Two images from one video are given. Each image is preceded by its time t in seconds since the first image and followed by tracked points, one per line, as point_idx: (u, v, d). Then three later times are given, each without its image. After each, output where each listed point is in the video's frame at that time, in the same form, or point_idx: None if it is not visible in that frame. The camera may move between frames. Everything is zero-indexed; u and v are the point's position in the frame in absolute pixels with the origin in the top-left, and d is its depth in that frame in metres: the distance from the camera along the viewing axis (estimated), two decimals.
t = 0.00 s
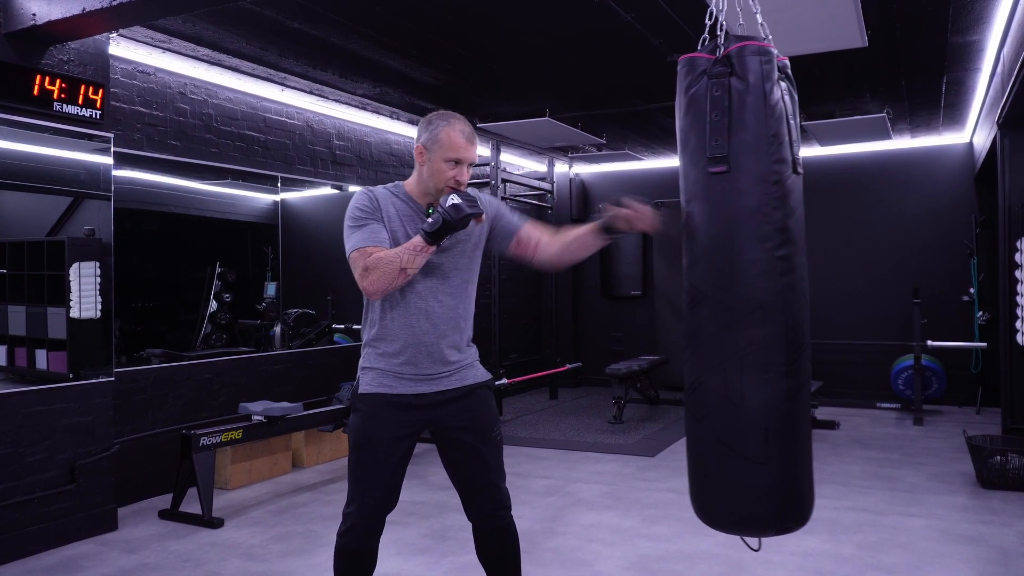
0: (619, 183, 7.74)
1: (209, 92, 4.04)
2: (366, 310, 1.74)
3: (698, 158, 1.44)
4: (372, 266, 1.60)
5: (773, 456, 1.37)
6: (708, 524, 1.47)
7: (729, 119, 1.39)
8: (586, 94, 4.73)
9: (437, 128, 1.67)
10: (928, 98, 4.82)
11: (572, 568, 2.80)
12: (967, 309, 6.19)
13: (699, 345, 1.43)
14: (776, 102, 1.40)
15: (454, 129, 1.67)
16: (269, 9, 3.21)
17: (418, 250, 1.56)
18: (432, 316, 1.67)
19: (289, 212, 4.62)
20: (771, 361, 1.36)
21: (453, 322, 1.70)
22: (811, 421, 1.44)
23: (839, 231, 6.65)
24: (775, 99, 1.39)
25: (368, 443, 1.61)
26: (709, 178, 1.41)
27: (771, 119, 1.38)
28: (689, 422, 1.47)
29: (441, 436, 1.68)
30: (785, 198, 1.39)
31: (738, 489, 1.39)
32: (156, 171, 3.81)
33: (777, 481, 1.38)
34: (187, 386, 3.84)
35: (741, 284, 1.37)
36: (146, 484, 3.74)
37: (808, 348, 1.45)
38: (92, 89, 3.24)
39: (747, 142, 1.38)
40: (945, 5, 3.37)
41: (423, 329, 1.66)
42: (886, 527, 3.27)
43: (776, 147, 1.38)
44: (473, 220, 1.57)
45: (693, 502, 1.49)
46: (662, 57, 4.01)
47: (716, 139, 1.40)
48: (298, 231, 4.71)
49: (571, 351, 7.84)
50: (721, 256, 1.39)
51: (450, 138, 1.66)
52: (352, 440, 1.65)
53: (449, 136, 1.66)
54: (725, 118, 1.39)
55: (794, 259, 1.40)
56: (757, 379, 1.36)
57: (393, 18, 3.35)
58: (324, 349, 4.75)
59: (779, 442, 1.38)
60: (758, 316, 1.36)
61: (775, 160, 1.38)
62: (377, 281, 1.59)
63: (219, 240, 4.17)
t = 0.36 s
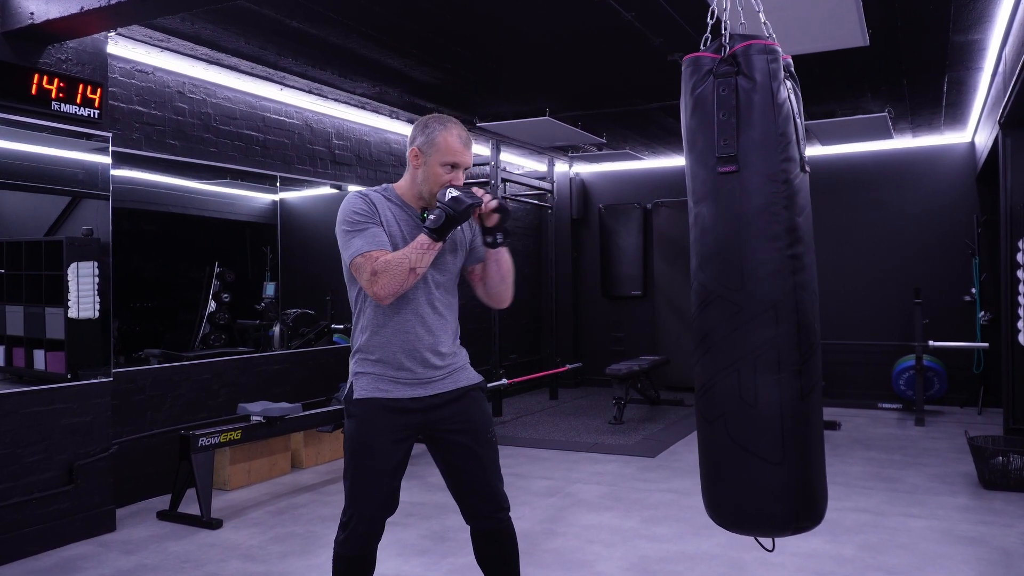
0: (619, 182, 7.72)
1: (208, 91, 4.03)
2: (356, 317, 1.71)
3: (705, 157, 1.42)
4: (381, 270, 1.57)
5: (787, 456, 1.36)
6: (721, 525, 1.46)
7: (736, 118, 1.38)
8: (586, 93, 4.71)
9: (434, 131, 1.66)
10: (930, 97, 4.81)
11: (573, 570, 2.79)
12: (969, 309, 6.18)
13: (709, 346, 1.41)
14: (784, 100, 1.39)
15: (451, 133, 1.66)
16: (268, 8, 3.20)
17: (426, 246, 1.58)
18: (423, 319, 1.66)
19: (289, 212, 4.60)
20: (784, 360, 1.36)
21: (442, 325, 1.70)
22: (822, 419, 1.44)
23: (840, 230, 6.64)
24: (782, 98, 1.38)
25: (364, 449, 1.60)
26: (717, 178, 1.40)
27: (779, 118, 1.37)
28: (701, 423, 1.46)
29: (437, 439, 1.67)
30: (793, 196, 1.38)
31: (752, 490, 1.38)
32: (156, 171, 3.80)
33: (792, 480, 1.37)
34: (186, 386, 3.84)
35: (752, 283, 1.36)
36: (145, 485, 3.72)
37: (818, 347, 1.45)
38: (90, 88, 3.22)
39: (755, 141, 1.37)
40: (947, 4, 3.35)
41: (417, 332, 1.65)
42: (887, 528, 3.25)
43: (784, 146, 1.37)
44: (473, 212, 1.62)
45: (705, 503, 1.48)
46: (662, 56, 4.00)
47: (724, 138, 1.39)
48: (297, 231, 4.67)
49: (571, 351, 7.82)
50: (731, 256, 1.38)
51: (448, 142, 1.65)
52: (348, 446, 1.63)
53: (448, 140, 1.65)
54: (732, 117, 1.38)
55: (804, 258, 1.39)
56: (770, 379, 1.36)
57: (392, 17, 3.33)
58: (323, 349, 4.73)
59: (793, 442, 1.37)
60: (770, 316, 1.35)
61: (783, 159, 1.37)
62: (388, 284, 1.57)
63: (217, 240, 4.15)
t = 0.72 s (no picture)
0: (619, 182, 7.71)
1: (206, 90, 4.01)
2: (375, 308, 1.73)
3: (701, 157, 1.41)
4: (373, 260, 1.58)
5: (775, 456, 1.35)
6: (707, 525, 1.45)
7: (733, 119, 1.36)
8: (586, 92, 4.70)
9: (442, 126, 1.65)
10: (931, 96, 4.79)
11: (573, 571, 2.77)
12: (970, 309, 6.16)
13: (700, 345, 1.40)
14: (781, 103, 1.38)
15: (459, 127, 1.64)
16: (267, 7, 3.18)
17: (417, 242, 1.53)
18: (435, 314, 1.64)
19: (289, 212, 4.60)
20: (774, 361, 1.34)
21: (459, 321, 1.67)
22: (810, 421, 1.43)
23: (840, 230, 6.63)
24: (780, 100, 1.37)
25: (368, 443, 1.59)
26: (713, 179, 1.38)
27: (775, 120, 1.36)
28: (689, 422, 1.45)
29: (445, 437, 1.65)
30: (787, 199, 1.37)
31: (737, 490, 1.37)
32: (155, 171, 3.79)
33: (778, 481, 1.36)
34: (184, 386, 3.82)
35: (744, 284, 1.34)
36: (144, 486, 3.71)
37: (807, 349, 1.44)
38: (88, 87, 3.21)
39: (752, 142, 1.35)
40: (948, 3, 3.34)
41: (427, 327, 1.63)
42: (888, 529, 3.24)
43: (779, 148, 1.36)
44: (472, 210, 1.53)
45: (692, 503, 1.46)
46: (663, 55, 3.98)
47: (721, 139, 1.37)
48: (297, 231, 4.67)
49: (572, 351, 7.81)
50: (724, 256, 1.36)
51: (454, 136, 1.63)
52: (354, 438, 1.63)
53: (454, 134, 1.63)
54: (730, 118, 1.36)
55: (798, 261, 1.38)
56: (760, 379, 1.34)
57: (392, 16, 3.32)
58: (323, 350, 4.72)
59: (781, 442, 1.36)
60: (761, 317, 1.34)
61: (778, 161, 1.36)
62: (377, 274, 1.57)
63: (215, 240, 4.14)
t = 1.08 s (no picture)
0: (619, 181, 7.70)
1: (206, 89, 4.00)
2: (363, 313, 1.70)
3: (710, 158, 1.39)
4: (362, 269, 1.56)
5: (788, 456, 1.35)
6: (718, 526, 1.43)
7: (743, 119, 1.35)
8: (587, 92, 4.69)
9: (426, 129, 1.63)
10: (934, 95, 4.78)
11: (573, 572, 2.76)
12: (971, 309, 6.15)
13: (709, 347, 1.38)
14: (789, 102, 1.37)
15: (443, 130, 1.62)
16: (266, 6, 3.17)
17: (407, 251, 1.52)
18: (425, 316, 1.63)
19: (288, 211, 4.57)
20: (786, 361, 1.34)
21: (450, 322, 1.66)
22: (818, 420, 1.43)
23: (841, 230, 6.62)
24: (788, 100, 1.36)
25: (362, 446, 1.58)
26: (723, 179, 1.37)
27: (785, 120, 1.35)
28: (698, 424, 1.43)
29: (438, 439, 1.63)
30: (796, 199, 1.36)
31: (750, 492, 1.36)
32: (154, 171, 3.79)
33: (791, 480, 1.35)
34: (183, 386, 3.81)
35: (755, 285, 1.33)
36: (142, 487, 3.70)
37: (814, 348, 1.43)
38: (86, 87, 3.20)
39: (761, 142, 1.34)
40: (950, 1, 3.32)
41: (418, 329, 1.62)
42: (889, 530, 3.22)
43: (789, 147, 1.36)
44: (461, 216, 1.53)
45: (702, 505, 1.45)
46: (663, 54, 3.97)
47: (730, 138, 1.36)
48: (297, 230, 4.65)
49: (572, 352, 7.80)
50: (734, 257, 1.35)
51: (439, 139, 1.62)
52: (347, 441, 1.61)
53: (439, 137, 1.62)
54: (740, 117, 1.35)
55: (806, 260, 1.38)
56: (773, 379, 1.33)
57: (391, 15, 3.31)
58: (322, 350, 4.71)
59: (794, 442, 1.35)
60: (773, 317, 1.33)
61: (787, 161, 1.35)
62: (368, 283, 1.56)
63: (214, 240, 4.13)
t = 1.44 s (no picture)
0: (619, 181, 7.69)
1: (204, 89, 3.99)
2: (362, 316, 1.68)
3: (711, 157, 1.37)
4: (372, 273, 1.54)
5: (789, 456, 1.34)
6: (717, 529, 1.42)
7: (746, 118, 1.34)
8: (587, 91, 4.67)
9: (430, 132, 1.62)
10: (936, 94, 4.76)
11: (572, 573, 2.74)
12: (973, 309, 6.13)
13: (709, 348, 1.37)
14: (789, 103, 1.37)
15: (447, 132, 1.62)
16: (265, 5, 3.16)
17: (420, 254, 1.54)
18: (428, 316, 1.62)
19: (286, 212, 4.57)
20: (788, 361, 1.33)
21: (450, 322, 1.66)
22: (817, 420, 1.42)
23: (842, 229, 6.60)
24: (789, 101, 1.36)
25: (367, 447, 1.56)
26: (725, 178, 1.36)
27: (786, 119, 1.35)
28: (697, 427, 1.42)
29: (441, 439, 1.62)
30: (797, 199, 1.36)
31: (752, 494, 1.35)
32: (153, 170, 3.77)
33: (793, 482, 1.34)
34: (182, 386, 3.80)
35: (758, 285, 1.32)
36: (140, 487, 3.68)
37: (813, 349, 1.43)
38: (84, 86, 3.18)
39: (764, 141, 1.33)
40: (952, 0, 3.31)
41: (422, 330, 1.61)
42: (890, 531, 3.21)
43: (790, 147, 1.35)
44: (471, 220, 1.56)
45: (701, 508, 1.43)
46: (663, 53, 3.95)
47: (733, 137, 1.35)
48: (296, 230, 4.64)
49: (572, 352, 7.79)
50: (737, 257, 1.34)
51: (444, 142, 1.61)
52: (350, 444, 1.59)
53: (444, 140, 1.61)
54: (742, 117, 1.34)
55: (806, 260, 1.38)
56: (775, 379, 1.32)
57: (390, 14, 3.29)
58: (321, 350, 4.70)
59: (795, 442, 1.34)
60: (775, 317, 1.32)
61: (788, 160, 1.35)
62: (379, 287, 1.54)
63: (213, 239, 4.11)
